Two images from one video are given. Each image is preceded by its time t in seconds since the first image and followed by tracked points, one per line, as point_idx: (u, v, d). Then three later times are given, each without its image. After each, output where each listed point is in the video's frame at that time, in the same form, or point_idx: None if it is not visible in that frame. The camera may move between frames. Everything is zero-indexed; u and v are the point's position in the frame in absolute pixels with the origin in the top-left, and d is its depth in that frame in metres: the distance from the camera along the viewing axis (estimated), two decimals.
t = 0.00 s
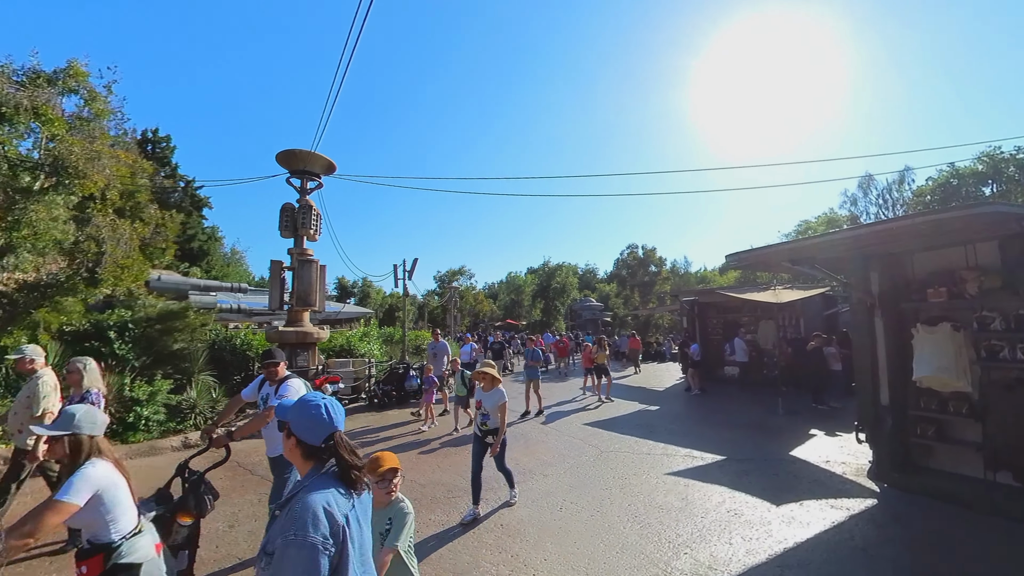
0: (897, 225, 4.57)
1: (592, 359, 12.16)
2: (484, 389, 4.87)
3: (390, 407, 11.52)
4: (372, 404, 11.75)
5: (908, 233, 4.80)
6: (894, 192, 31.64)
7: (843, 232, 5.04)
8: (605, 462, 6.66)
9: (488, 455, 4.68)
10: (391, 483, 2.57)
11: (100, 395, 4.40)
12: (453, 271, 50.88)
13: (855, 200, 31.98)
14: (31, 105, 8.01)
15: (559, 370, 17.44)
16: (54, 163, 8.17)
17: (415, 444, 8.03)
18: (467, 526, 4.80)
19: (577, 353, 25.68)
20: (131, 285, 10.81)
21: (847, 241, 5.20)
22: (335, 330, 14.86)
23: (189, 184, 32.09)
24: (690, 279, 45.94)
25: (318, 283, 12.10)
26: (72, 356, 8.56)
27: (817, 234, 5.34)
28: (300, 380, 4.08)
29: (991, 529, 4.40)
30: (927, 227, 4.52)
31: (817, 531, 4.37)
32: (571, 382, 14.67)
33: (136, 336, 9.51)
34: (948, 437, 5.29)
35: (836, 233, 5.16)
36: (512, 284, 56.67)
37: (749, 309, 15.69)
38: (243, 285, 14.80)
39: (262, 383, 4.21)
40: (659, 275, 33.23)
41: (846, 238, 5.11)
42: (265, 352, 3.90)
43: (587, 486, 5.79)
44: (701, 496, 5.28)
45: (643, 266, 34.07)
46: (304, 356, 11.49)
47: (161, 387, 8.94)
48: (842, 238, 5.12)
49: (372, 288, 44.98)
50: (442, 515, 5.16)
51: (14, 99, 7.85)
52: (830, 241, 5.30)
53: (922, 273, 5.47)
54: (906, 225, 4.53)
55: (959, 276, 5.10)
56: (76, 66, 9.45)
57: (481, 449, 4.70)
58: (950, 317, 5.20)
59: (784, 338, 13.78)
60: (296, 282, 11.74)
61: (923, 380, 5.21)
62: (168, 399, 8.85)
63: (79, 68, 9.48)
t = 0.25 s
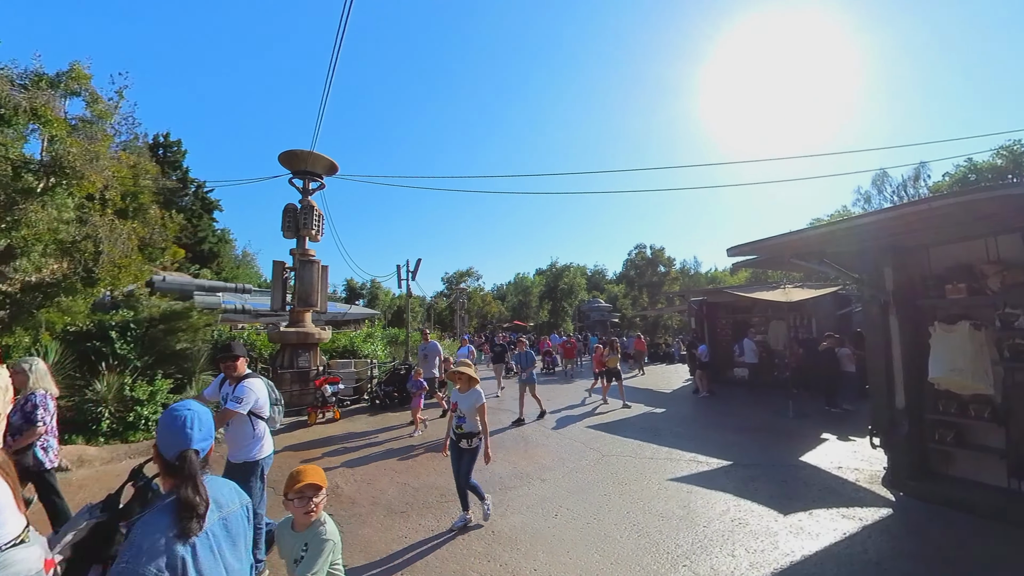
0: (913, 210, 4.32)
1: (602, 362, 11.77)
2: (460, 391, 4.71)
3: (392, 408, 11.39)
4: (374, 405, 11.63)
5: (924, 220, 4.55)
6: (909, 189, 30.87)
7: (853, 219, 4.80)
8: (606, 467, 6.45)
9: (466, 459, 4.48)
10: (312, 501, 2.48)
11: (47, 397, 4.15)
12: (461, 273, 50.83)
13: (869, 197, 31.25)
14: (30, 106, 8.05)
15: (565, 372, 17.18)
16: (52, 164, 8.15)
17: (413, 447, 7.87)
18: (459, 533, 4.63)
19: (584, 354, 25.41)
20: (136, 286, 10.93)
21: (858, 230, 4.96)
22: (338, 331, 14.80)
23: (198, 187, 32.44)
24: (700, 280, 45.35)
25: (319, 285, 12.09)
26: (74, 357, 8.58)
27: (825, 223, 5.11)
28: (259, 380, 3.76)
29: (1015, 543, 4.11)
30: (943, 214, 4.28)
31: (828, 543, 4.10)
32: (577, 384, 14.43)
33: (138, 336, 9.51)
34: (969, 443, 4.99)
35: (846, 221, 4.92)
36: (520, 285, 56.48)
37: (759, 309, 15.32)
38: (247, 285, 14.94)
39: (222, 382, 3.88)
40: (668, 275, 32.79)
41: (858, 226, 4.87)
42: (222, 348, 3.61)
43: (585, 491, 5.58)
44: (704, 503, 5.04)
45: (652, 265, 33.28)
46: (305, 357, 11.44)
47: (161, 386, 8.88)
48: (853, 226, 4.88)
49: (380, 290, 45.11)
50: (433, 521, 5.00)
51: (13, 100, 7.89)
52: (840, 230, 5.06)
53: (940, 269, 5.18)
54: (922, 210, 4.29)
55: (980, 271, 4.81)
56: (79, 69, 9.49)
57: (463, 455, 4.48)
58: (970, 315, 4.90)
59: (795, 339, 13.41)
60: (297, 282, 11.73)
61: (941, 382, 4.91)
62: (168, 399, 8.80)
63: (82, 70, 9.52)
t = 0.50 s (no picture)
0: (927, 201, 4.03)
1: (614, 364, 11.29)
2: (427, 403, 4.41)
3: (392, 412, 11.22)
4: (374, 408, 11.47)
5: (940, 213, 4.24)
6: (926, 185, 30.03)
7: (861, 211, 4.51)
8: (604, 475, 6.19)
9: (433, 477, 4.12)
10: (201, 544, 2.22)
11: None
12: (468, 274, 50.70)
13: (884, 194, 30.45)
14: (23, 110, 7.95)
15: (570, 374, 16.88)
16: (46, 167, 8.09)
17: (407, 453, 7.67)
18: (443, 547, 4.42)
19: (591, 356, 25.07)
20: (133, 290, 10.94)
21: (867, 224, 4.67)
22: (340, 333, 14.70)
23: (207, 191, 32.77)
24: (710, 280, 44.65)
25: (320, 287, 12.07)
26: (70, 360, 8.53)
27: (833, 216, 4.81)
28: (194, 390, 3.46)
29: None
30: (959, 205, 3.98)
31: (838, 565, 3.79)
32: (581, 387, 14.16)
33: (135, 339, 9.45)
34: (993, 455, 4.63)
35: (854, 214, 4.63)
36: (528, 286, 56.21)
37: (770, 310, 14.90)
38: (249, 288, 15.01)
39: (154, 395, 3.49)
40: (677, 275, 32.28)
41: (866, 220, 4.57)
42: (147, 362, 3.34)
43: (580, 502, 5.33)
44: (705, 517, 4.75)
45: (660, 266, 33.04)
46: (304, 359, 11.33)
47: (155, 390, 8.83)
48: (861, 219, 4.59)
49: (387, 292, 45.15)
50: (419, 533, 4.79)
51: (7, 104, 7.79)
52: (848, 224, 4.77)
53: (959, 267, 4.85)
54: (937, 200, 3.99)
55: (1004, 269, 4.48)
56: (76, 73, 9.45)
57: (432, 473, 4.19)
58: (994, 317, 4.56)
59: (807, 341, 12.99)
60: (296, 284, 11.64)
61: (962, 390, 4.56)
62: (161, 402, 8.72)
63: (79, 74, 9.48)
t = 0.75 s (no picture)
0: (944, 189, 3.76)
1: (624, 368, 10.80)
2: (392, 414, 4.17)
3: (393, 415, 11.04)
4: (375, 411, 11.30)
5: (961, 204, 3.95)
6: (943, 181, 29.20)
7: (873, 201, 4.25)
8: (605, 484, 5.92)
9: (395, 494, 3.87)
10: None
11: None
12: (475, 275, 50.56)
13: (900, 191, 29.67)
14: (18, 112, 7.79)
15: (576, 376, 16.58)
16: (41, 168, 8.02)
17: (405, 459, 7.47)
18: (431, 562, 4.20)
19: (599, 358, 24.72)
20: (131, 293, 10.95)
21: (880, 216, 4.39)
22: (343, 335, 14.58)
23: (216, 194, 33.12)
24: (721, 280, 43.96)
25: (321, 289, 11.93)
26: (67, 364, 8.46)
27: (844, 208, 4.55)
28: (127, 397, 3.44)
29: None
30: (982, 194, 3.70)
31: None
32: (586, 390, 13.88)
33: (133, 342, 9.37)
34: None
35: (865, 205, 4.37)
36: (536, 287, 55.90)
37: (782, 310, 14.48)
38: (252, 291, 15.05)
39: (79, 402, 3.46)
40: (686, 275, 31.77)
41: (880, 211, 4.30)
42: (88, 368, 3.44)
43: (578, 513, 5.08)
44: (711, 532, 4.46)
45: (669, 266, 32.53)
46: (305, 361, 11.22)
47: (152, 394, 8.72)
48: (873, 210, 4.32)
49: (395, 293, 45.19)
50: (408, 544, 4.58)
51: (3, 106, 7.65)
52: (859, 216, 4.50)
53: (986, 264, 4.51)
54: (957, 188, 3.71)
55: None
56: (76, 75, 9.41)
57: (394, 491, 3.92)
58: None
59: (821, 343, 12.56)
60: (297, 286, 11.51)
61: (993, 397, 4.21)
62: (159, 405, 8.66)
63: (79, 77, 9.44)
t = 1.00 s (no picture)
0: (967, 165, 3.47)
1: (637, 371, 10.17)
2: (350, 422, 3.91)
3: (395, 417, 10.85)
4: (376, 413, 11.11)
5: (986, 182, 3.65)
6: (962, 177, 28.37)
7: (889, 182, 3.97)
8: (608, 492, 5.64)
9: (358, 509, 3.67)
10: None
11: None
12: (483, 276, 50.39)
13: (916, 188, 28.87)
14: (14, 111, 7.72)
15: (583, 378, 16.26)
16: (34, 167, 7.89)
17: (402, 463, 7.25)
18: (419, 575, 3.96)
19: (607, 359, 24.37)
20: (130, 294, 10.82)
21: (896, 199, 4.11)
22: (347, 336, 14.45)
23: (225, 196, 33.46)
24: (732, 280, 43.28)
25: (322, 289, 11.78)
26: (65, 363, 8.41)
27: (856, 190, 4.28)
28: (51, 395, 3.41)
29: None
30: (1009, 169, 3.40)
31: None
32: (593, 391, 13.57)
33: (133, 342, 9.25)
34: None
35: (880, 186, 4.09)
36: (544, 288, 55.63)
37: (795, 310, 14.06)
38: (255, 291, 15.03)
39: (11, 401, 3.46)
40: (696, 275, 31.25)
41: (896, 193, 4.02)
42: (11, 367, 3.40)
43: (578, 523, 4.80)
44: (720, 546, 4.16)
45: (679, 266, 32.07)
46: (305, 362, 11.07)
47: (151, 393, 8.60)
48: (889, 192, 4.03)
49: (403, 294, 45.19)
50: (397, 555, 4.36)
51: None
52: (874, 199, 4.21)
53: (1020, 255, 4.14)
54: (984, 163, 3.41)
55: None
56: (76, 75, 9.37)
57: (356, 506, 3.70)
58: None
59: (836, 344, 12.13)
60: (298, 286, 11.36)
61: None
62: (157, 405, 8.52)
63: (78, 76, 9.40)
